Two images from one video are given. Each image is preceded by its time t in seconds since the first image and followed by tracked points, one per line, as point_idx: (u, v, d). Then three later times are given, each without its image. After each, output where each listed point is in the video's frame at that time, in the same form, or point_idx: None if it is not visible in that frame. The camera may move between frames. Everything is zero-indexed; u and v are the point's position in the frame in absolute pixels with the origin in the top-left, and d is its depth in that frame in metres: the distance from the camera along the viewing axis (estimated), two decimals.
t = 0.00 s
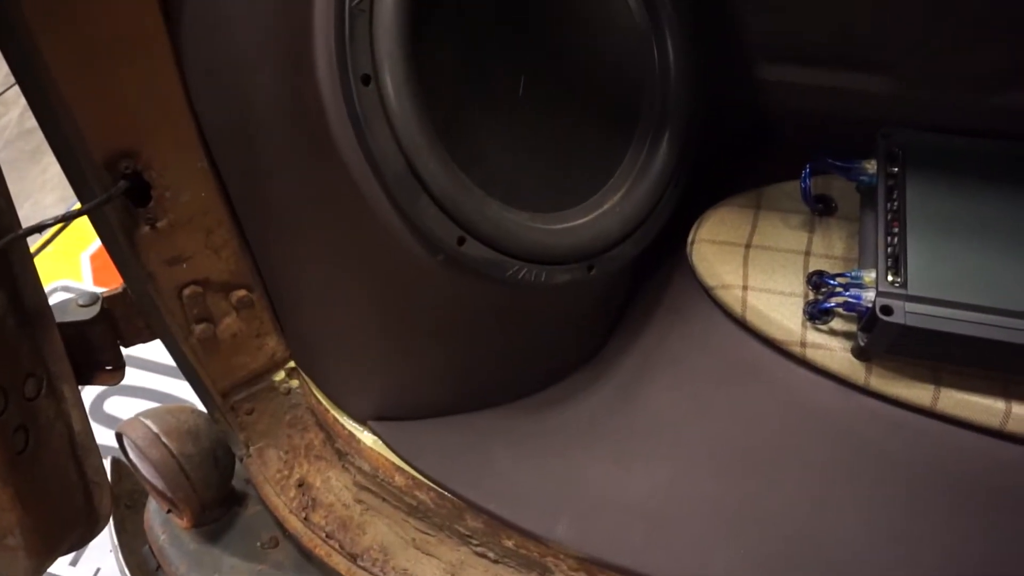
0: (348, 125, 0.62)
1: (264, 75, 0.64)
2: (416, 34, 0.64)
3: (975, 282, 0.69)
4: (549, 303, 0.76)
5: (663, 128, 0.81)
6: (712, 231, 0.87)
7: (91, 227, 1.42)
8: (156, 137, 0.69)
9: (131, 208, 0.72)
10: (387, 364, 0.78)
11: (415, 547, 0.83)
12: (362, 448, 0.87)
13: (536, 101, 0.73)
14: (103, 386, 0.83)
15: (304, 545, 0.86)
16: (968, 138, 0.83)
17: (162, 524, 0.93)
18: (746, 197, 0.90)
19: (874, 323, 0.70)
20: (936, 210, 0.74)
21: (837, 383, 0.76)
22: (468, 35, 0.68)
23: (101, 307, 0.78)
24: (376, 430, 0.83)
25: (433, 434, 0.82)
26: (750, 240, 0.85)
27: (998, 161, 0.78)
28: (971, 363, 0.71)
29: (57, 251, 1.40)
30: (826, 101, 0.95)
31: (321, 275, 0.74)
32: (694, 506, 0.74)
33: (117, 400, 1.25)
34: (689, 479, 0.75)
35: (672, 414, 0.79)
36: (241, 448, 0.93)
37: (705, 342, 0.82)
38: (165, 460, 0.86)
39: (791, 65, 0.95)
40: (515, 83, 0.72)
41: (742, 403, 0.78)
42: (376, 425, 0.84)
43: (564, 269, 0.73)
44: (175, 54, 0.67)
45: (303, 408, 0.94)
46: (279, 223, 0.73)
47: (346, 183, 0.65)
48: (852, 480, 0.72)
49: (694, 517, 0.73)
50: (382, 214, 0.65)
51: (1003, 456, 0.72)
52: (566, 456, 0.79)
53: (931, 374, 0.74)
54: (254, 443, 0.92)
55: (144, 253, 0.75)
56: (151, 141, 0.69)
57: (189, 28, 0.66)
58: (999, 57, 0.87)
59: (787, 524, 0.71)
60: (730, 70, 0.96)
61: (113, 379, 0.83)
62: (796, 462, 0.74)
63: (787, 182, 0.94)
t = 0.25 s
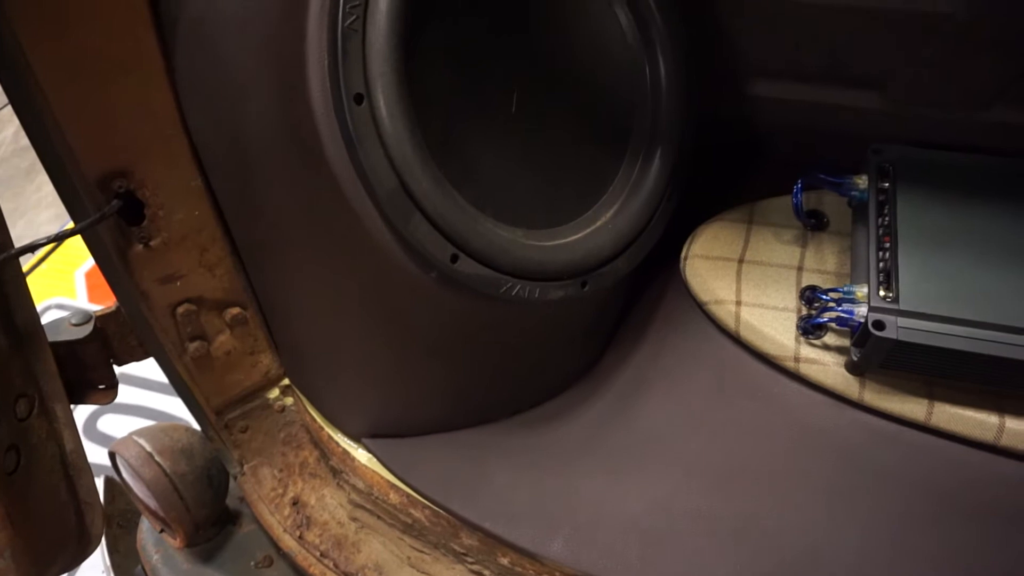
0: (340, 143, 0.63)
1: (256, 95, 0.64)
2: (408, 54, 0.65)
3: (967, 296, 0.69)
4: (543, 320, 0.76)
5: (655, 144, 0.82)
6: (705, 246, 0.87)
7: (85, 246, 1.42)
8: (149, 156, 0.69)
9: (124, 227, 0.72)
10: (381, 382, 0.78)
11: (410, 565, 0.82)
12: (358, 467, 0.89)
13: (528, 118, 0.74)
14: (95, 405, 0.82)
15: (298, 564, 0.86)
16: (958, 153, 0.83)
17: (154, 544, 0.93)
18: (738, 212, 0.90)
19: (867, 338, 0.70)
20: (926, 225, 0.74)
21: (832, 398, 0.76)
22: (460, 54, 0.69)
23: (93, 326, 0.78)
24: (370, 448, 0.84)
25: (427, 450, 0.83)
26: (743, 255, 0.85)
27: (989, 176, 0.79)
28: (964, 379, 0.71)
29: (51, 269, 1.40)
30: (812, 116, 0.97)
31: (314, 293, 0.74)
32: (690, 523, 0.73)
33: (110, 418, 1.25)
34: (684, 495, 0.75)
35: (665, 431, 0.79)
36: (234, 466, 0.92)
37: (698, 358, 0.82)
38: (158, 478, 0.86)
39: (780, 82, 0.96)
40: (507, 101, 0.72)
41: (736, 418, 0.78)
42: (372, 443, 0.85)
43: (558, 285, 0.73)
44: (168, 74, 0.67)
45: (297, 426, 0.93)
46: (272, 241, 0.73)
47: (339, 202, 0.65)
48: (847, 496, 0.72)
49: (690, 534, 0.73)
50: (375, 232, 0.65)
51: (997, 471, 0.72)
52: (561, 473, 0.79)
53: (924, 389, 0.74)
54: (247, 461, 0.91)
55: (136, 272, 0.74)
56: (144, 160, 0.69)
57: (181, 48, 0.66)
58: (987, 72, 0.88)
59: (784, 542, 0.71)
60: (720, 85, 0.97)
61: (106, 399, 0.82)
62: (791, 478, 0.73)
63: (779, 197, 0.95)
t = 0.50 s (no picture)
0: (333, 162, 0.63)
1: (250, 114, 0.64)
2: (400, 73, 0.65)
3: (959, 310, 0.69)
4: (536, 335, 0.76)
5: (648, 159, 0.82)
6: (698, 260, 0.87)
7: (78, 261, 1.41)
8: (143, 175, 0.70)
9: (118, 246, 0.72)
10: (375, 398, 0.78)
11: None
12: (352, 483, 0.88)
13: (520, 135, 0.74)
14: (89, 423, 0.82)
15: None
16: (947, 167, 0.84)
17: (148, 562, 0.93)
18: (731, 226, 0.91)
19: (859, 351, 0.70)
20: (916, 239, 0.75)
21: (824, 411, 0.77)
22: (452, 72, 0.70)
23: (87, 344, 0.77)
24: (365, 464, 0.84)
25: (422, 467, 0.82)
26: (735, 268, 0.86)
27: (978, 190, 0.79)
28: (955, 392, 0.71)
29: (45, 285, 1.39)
30: (803, 130, 0.98)
31: (308, 310, 0.74)
32: (685, 538, 0.73)
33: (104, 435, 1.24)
34: (679, 510, 0.75)
35: (660, 445, 0.79)
36: (228, 483, 0.92)
37: (691, 372, 0.83)
38: (152, 496, 0.84)
39: (771, 97, 0.97)
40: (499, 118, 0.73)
41: (730, 432, 0.78)
42: (366, 459, 0.85)
43: (551, 301, 0.74)
44: (161, 94, 0.67)
45: (292, 441, 0.94)
46: (266, 258, 0.73)
47: (332, 220, 0.65)
48: (841, 509, 0.72)
49: (685, 548, 0.73)
50: (368, 250, 0.66)
51: (990, 483, 0.72)
52: (555, 488, 0.79)
53: (916, 402, 0.75)
54: (241, 478, 0.92)
55: (130, 290, 0.75)
56: (138, 179, 0.70)
57: (175, 68, 0.66)
58: (976, 87, 0.89)
59: (778, 556, 0.71)
60: (711, 100, 0.98)
61: (100, 417, 0.82)
62: (785, 492, 0.73)
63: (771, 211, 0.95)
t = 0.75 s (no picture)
0: (325, 177, 0.63)
1: (243, 130, 0.65)
2: (391, 88, 0.66)
3: (949, 320, 0.70)
4: (528, 348, 0.76)
5: (638, 172, 0.82)
6: (690, 272, 0.88)
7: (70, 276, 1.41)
8: (136, 191, 0.70)
9: (111, 262, 0.72)
10: (368, 412, 0.78)
11: None
12: (345, 497, 0.88)
13: (511, 150, 0.75)
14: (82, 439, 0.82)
15: None
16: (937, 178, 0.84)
17: None
18: (722, 238, 0.91)
19: (850, 363, 0.70)
20: (906, 250, 0.75)
21: (818, 423, 0.77)
22: (443, 88, 0.70)
23: (79, 360, 0.77)
24: (358, 479, 0.84)
25: (415, 481, 0.82)
26: (727, 280, 0.86)
27: (968, 200, 0.80)
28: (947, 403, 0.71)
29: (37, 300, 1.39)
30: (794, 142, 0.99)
31: (301, 324, 0.74)
32: (679, 550, 0.73)
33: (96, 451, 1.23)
34: (673, 522, 0.75)
35: (653, 457, 0.79)
36: (222, 499, 0.91)
37: (684, 383, 0.83)
38: (145, 512, 0.84)
39: (762, 109, 0.97)
40: (490, 133, 0.73)
41: (724, 443, 0.78)
42: (359, 474, 0.84)
43: (543, 313, 0.74)
44: (154, 110, 0.68)
45: (286, 455, 0.94)
46: (259, 273, 0.73)
47: (324, 234, 0.65)
48: (834, 521, 0.72)
49: (679, 561, 0.72)
50: (360, 264, 0.66)
51: (982, 493, 0.72)
52: (549, 501, 0.79)
53: (909, 413, 0.75)
54: (235, 493, 0.92)
55: (123, 306, 0.75)
56: (130, 195, 0.70)
57: (168, 85, 0.67)
58: (965, 99, 0.89)
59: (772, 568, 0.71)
60: (703, 112, 0.99)
61: (93, 432, 0.83)
62: (778, 503, 0.74)
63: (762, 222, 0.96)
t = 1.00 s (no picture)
0: (314, 191, 0.63)
1: (232, 144, 0.65)
2: (380, 102, 0.66)
3: (939, 329, 0.70)
4: (520, 360, 0.76)
5: (628, 184, 0.83)
6: (680, 282, 0.88)
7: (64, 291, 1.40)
8: (125, 206, 0.70)
9: (100, 275, 0.73)
10: (360, 425, 0.78)
11: None
12: (337, 511, 0.87)
13: (500, 161, 0.75)
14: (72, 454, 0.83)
15: None
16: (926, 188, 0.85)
17: None
18: (712, 248, 0.91)
19: (840, 372, 0.71)
20: (895, 260, 0.75)
21: (808, 431, 0.77)
22: (432, 101, 0.70)
23: (69, 374, 0.78)
24: (350, 492, 0.84)
25: (408, 494, 0.82)
26: (717, 290, 0.86)
27: (956, 210, 0.80)
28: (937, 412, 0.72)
29: (30, 314, 1.38)
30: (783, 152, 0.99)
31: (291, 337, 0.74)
32: (671, 560, 0.73)
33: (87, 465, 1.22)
34: (665, 532, 0.75)
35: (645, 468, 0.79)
36: (213, 513, 0.92)
37: (676, 393, 0.83)
38: (135, 527, 0.83)
39: (751, 120, 0.98)
40: (479, 145, 0.74)
41: (716, 453, 0.78)
42: (351, 487, 0.84)
43: (534, 325, 0.74)
44: (144, 125, 0.68)
45: (277, 470, 0.94)
46: (249, 286, 0.73)
47: (314, 247, 0.65)
48: (826, 529, 0.72)
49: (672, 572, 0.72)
50: (350, 277, 0.66)
51: (973, 501, 0.72)
52: (542, 512, 0.79)
53: (899, 421, 0.75)
54: (227, 507, 0.92)
55: (112, 319, 0.75)
56: (120, 210, 0.70)
57: (158, 100, 0.67)
58: (953, 108, 0.90)
59: None
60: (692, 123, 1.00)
61: (82, 447, 0.83)
62: (770, 512, 0.74)
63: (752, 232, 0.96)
